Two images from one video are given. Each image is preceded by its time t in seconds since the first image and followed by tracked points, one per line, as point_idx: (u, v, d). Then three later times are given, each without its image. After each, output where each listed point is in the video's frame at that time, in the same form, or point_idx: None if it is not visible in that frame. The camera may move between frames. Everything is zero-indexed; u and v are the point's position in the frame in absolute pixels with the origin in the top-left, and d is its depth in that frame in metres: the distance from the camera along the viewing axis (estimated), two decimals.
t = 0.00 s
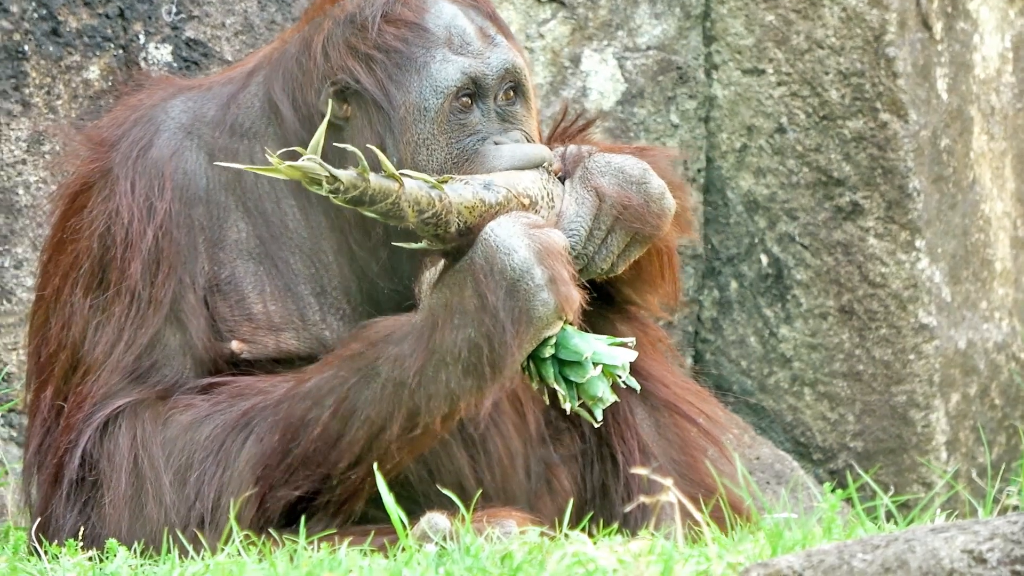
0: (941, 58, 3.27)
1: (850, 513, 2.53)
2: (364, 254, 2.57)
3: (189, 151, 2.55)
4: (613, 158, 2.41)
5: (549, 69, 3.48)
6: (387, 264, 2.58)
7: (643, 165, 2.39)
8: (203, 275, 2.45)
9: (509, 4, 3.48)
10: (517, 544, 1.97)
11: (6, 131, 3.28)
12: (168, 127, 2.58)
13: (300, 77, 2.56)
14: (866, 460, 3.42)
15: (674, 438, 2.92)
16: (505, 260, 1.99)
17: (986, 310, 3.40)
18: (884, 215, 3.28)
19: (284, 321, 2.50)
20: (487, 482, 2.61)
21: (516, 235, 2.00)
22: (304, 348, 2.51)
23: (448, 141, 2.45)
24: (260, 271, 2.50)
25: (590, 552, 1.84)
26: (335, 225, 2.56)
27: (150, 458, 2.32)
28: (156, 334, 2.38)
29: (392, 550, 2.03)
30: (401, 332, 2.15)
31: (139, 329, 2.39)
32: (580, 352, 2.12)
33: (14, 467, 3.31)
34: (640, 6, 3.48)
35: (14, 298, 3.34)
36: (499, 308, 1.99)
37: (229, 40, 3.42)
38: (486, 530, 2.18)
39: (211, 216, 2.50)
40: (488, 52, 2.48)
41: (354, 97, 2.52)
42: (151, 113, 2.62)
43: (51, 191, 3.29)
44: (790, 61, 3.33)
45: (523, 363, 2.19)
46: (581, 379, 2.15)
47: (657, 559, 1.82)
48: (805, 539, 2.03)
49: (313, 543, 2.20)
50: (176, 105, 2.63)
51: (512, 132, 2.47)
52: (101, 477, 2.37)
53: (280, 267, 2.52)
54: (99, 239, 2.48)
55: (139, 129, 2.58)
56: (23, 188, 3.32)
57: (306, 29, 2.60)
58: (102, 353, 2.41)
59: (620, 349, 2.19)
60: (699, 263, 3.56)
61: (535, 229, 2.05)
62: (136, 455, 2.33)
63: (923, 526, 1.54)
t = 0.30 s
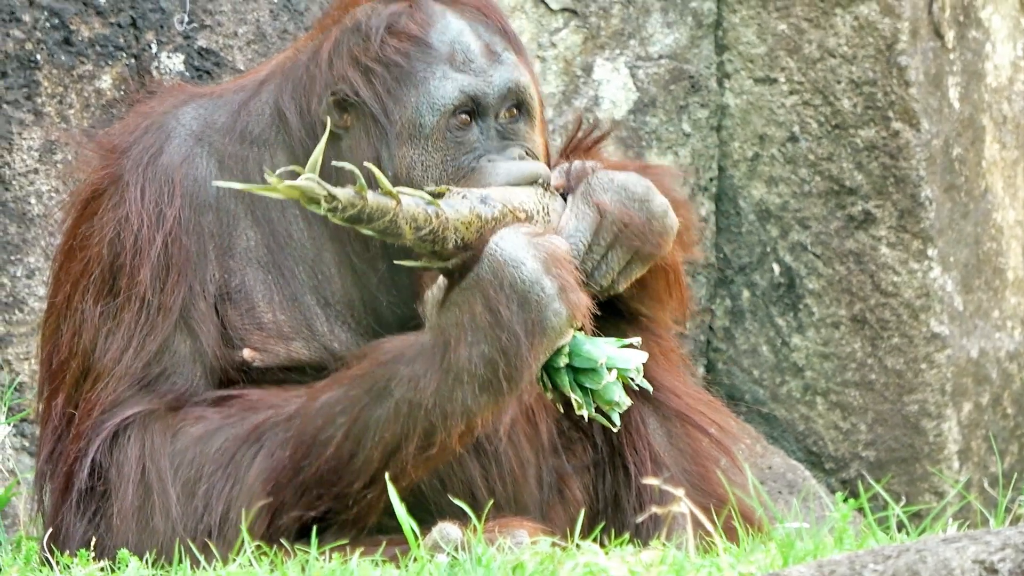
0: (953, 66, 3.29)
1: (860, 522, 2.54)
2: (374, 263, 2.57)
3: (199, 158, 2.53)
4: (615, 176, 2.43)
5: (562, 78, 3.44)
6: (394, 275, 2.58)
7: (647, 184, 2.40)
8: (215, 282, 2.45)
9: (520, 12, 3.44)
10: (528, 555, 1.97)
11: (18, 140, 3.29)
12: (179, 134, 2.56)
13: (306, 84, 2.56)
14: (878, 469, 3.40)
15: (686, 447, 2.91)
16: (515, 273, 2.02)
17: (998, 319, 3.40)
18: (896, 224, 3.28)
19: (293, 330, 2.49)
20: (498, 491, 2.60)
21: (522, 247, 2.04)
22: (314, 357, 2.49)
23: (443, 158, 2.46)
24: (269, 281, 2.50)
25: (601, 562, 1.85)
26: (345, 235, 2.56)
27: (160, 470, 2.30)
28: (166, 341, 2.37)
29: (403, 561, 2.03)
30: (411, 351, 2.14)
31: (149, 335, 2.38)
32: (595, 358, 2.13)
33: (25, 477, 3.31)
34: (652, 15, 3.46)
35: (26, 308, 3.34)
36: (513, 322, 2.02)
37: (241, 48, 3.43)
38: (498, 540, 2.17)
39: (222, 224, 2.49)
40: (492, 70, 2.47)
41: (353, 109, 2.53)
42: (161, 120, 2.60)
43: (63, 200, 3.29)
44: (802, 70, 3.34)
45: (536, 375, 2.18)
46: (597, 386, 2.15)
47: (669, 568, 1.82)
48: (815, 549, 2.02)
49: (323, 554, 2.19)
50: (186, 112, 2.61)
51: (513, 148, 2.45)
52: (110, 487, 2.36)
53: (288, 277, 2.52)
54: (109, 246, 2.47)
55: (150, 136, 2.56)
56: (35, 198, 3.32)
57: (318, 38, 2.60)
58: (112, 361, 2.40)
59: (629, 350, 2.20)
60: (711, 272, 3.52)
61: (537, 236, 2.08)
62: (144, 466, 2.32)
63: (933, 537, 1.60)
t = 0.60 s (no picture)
0: (965, 85, 3.29)
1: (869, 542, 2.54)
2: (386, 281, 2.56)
3: (212, 170, 2.52)
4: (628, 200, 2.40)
5: (573, 96, 3.46)
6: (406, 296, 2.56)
7: (663, 210, 2.37)
8: (225, 296, 2.44)
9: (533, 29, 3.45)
10: (537, 569, 1.97)
11: (30, 155, 3.30)
12: (192, 146, 2.55)
13: (325, 100, 2.56)
14: (888, 487, 3.41)
15: (696, 465, 2.90)
16: (537, 301, 2.02)
17: (1008, 338, 3.40)
18: (907, 242, 3.29)
19: (303, 346, 2.49)
20: (507, 508, 2.60)
21: (543, 275, 2.04)
22: (324, 374, 2.49)
23: (459, 177, 2.45)
24: (279, 297, 2.49)
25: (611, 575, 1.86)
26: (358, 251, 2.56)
27: (172, 487, 2.30)
28: (175, 352, 2.36)
29: None
30: (428, 377, 2.15)
31: (158, 347, 2.37)
32: (614, 386, 2.14)
33: (35, 492, 3.32)
34: (665, 32, 3.50)
35: (36, 322, 3.35)
36: (535, 352, 2.02)
37: (253, 65, 3.45)
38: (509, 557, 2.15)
39: (233, 237, 2.48)
40: (513, 95, 2.47)
41: (371, 123, 2.53)
42: (174, 132, 2.59)
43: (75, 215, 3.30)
44: (815, 88, 3.36)
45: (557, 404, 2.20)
46: (616, 414, 2.18)
47: None
48: (825, 567, 2.02)
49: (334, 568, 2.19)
50: (200, 125, 2.60)
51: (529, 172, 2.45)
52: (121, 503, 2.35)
53: (297, 292, 2.50)
54: (120, 257, 2.47)
55: (163, 147, 2.56)
56: (47, 213, 3.33)
57: (338, 55, 2.61)
58: (120, 373, 2.39)
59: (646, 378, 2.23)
60: (722, 291, 3.55)
61: (555, 264, 2.09)
62: (155, 483, 2.30)
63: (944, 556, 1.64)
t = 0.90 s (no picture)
0: (978, 106, 3.50)
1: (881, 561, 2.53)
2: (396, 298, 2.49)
3: (219, 181, 2.47)
4: (696, 263, 2.36)
5: (586, 114, 3.72)
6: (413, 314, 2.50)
7: (723, 279, 2.34)
8: (233, 306, 2.37)
9: (547, 47, 3.68)
10: None
11: (44, 169, 3.31)
12: (199, 157, 2.51)
13: (344, 111, 2.57)
14: (898, 507, 3.63)
15: (704, 483, 3.02)
16: (589, 379, 1.87)
17: (1019, 359, 3.63)
18: (919, 263, 3.47)
19: (310, 361, 2.41)
20: (515, 526, 2.52)
21: (603, 353, 1.87)
22: (331, 390, 2.41)
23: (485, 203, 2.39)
24: (288, 308, 2.42)
25: None
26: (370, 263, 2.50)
27: (192, 505, 2.21)
28: (184, 363, 2.29)
29: None
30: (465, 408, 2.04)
31: (167, 358, 2.31)
32: (633, 476, 2.16)
33: (46, 505, 3.35)
34: (677, 53, 3.79)
35: (48, 336, 3.38)
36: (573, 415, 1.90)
37: (266, 80, 3.51)
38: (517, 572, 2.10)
39: (240, 247, 2.42)
40: (541, 124, 2.43)
41: (403, 134, 2.48)
42: (181, 143, 2.57)
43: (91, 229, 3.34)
44: (828, 107, 3.57)
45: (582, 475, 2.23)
46: (630, 507, 2.19)
47: None
48: None
49: None
50: (206, 136, 2.58)
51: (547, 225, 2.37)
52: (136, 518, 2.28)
53: (303, 303, 2.44)
54: (128, 268, 2.43)
55: (170, 159, 2.52)
56: (59, 227, 3.35)
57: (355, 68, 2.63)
58: (130, 383, 2.33)
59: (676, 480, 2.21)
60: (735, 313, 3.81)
61: (619, 338, 1.92)
62: (176, 499, 2.23)
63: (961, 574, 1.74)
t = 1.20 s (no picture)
0: (991, 123, 3.56)
1: None
2: (415, 317, 2.61)
3: (231, 188, 2.55)
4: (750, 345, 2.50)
5: (600, 127, 3.79)
6: (422, 333, 2.62)
7: (778, 367, 2.48)
8: (244, 314, 2.46)
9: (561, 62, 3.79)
10: None
11: (57, 179, 3.31)
12: (212, 164, 2.57)
13: (370, 126, 2.63)
14: (909, 523, 3.73)
15: (716, 499, 3.03)
16: (640, 460, 2.03)
17: None
18: (931, 279, 3.57)
19: (319, 373, 2.55)
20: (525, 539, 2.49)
21: (656, 439, 2.02)
22: (339, 403, 2.56)
23: (519, 247, 2.56)
24: (296, 319, 2.54)
25: None
26: (389, 275, 2.60)
27: (215, 515, 2.27)
28: (198, 368, 2.36)
29: None
30: (502, 441, 2.18)
31: (182, 364, 2.36)
32: (643, 557, 2.20)
33: (56, 515, 3.35)
34: (692, 67, 3.88)
35: (61, 346, 3.37)
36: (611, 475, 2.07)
37: (281, 92, 3.50)
38: None
39: (252, 254, 2.51)
40: (570, 166, 2.61)
41: (449, 165, 2.58)
42: (193, 150, 2.62)
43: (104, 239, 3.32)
44: (841, 123, 3.68)
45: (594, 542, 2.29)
46: None
47: None
48: None
49: None
50: (217, 143, 2.63)
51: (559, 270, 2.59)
52: (156, 527, 2.31)
53: (313, 313, 2.55)
54: (141, 274, 2.46)
55: (182, 165, 2.57)
56: (73, 238, 3.34)
57: (386, 85, 2.69)
58: (145, 389, 2.37)
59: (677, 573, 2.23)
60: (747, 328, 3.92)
61: (676, 424, 2.06)
62: (199, 509, 2.27)
63: None
